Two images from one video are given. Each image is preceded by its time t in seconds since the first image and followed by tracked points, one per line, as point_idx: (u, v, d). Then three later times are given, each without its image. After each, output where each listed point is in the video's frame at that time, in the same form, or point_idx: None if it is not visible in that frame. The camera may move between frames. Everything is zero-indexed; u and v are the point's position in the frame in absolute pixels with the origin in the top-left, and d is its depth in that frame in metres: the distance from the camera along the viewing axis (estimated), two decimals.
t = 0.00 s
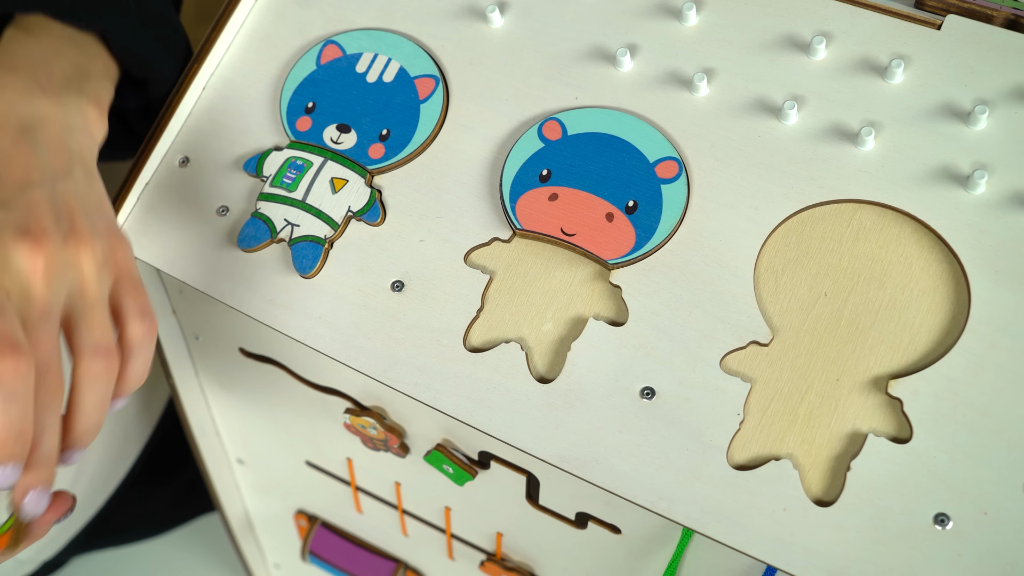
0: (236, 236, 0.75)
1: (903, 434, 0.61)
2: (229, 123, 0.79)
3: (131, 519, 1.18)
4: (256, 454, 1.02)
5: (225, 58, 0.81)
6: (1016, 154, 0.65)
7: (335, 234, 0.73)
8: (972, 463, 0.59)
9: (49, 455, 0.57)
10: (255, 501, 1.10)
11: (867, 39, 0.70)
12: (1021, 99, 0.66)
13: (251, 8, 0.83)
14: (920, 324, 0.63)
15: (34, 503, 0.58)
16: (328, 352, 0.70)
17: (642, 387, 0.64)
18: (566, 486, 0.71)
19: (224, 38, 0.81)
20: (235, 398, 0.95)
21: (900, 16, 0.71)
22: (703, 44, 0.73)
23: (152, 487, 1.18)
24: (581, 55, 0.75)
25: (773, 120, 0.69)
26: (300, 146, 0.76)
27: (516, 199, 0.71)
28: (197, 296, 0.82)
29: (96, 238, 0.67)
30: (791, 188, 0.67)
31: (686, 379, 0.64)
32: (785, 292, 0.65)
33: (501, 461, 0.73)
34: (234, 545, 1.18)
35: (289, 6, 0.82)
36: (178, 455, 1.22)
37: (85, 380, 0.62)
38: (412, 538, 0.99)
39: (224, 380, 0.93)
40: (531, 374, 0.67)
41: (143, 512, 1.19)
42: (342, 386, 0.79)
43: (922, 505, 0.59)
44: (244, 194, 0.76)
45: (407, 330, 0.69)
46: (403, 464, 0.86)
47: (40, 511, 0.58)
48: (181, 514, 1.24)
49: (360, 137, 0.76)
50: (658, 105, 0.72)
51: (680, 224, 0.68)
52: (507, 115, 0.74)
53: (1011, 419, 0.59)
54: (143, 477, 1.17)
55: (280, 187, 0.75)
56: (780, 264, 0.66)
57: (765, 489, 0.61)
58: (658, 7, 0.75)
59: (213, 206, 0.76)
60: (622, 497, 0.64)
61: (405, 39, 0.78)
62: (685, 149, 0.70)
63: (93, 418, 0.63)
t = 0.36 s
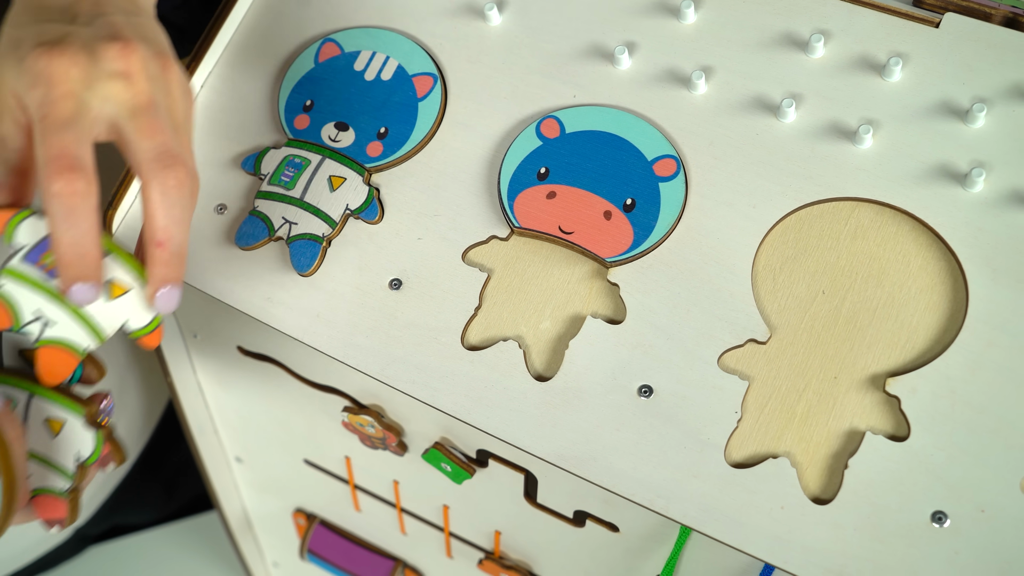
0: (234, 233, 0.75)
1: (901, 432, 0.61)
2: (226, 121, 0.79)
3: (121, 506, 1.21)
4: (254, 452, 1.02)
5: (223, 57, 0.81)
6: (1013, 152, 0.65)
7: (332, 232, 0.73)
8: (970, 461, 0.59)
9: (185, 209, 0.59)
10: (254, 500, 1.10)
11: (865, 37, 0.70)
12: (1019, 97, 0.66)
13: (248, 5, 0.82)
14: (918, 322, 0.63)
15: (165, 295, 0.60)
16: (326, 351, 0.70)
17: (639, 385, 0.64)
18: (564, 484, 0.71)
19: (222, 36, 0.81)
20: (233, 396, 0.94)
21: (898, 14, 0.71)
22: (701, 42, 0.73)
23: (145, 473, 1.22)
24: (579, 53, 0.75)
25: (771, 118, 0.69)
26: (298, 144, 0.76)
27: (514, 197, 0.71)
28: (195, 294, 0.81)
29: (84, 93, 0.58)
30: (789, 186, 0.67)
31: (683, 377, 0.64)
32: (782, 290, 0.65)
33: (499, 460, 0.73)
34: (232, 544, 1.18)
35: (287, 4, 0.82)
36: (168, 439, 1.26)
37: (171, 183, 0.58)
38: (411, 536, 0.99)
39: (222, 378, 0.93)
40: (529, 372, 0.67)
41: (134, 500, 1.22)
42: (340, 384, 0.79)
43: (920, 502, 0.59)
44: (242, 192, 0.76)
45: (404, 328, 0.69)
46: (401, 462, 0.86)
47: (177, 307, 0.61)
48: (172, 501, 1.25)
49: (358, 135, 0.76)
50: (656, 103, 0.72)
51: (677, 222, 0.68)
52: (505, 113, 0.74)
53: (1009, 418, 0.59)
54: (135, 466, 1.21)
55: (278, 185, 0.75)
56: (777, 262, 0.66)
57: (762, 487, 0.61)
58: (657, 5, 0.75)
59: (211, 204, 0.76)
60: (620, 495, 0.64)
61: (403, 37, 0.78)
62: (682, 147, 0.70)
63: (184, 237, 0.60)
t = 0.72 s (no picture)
0: (226, 234, 0.75)
1: (894, 432, 0.61)
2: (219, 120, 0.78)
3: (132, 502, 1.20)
4: (248, 452, 1.01)
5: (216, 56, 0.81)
6: (1006, 151, 0.65)
7: (325, 232, 0.72)
8: (963, 460, 0.59)
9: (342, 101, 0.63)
10: (248, 500, 1.10)
11: (857, 37, 0.70)
12: (1012, 97, 0.66)
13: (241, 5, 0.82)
14: (911, 321, 0.63)
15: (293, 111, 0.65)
16: (319, 351, 0.70)
17: (632, 385, 0.64)
18: (557, 484, 0.71)
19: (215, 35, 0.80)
20: (227, 396, 0.94)
21: (892, 13, 0.71)
22: (694, 41, 0.73)
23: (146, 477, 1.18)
24: (573, 52, 0.74)
25: (764, 118, 0.69)
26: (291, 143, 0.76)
27: (507, 197, 0.71)
28: (188, 294, 0.81)
29: None
30: (782, 186, 0.67)
31: (676, 377, 0.64)
32: (776, 290, 0.65)
33: (492, 459, 0.73)
34: (226, 544, 1.18)
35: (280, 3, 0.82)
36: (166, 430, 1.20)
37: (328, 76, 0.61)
38: (405, 536, 0.98)
39: (216, 378, 0.93)
40: (522, 372, 0.67)
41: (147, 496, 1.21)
42: (333, 384, 0.79)
43: (912, 502, 0.59)
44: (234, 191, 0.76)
45: (397, 328, 0.69)
46: (394, 461, 0.86)
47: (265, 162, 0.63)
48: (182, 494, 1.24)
49: (350, 135, 0.75)
50: (650, 102, 0.71)
51: (670, 222, 0.68)
52: (498, 112, 0.73)
53: (1002, 417, 0.59)
54: (146, 470, 1.17)
55: (270, 185, 0.75)
56: (771, 262, 0.66)
57: (755, 487, 0.61)
58: (650, 4, 0.75)
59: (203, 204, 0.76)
60: (613, 495, 0.64)
61: (396, 37, 0.78)
62: (676, 147, 0.70)
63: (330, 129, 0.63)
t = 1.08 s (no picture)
0: (226, 234, 0.74)
1: (893, 432, 0.61)
2: (219, 120, 0.78)
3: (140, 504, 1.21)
4: (248, 452, 1.01)
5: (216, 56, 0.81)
6: (1006, 152, 0.65)
7: (326, 233, 0.72)
8: (963, 461, 0.59)
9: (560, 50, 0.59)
10: (246, 500, 1.10)
11: (857, 38, 0.71)
12: (1011, 98, 0.67)
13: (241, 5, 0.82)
14: (911, 322, 0.64)
15: None
16: (319, 351, 0.70)
17: (632, 386, 0.64)
18: (557, 485, 0.71)
19: (215, 35, 0.80)
20: (226, 396, 0.94)
21: (891, 15, 0.71)
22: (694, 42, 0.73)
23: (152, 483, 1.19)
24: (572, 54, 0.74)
25: (764, 119, 0.69)
26: (291, 144, 0.76)
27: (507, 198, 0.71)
28: (187, 294, 0.81)
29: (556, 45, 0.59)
30: (782, 187, 0.67)
31: (676, 378, 0.64)
32: (776, 291, 0.66)
33: (492, 460, 0.73)
34: (225, 544, 1.18)
35: (279, 4, 0.82)
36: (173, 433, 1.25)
37: None
38: (405, 536, 0.98)
39: (216, 378, 0.92)
40: (522, 372, 0.67)
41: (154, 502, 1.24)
42: (333, 384, 0.79)
43: (911, 503, 0.59)
44: (234, 192, 0.76)
45: (397, 329, 0.69)
46: (394, 462, 0.86)
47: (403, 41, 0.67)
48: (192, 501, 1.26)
49: (350, 135, 0.75)
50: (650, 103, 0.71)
51: (670, 223, 0.68)
52: (498, 113, 0.74)
53: (1001, 418, 0.59)
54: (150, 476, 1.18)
55: (270, 185, 0.74)
56: (771, 263, 0.66)
57: (755, 488, 0.61)
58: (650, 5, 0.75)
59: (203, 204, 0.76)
60: (612, 496, 0.64)
61: (396, 38, 0.78)
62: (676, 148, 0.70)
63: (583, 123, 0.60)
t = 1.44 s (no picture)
0: (229, 234, 0.74)
1: (900, 433, 0.61)
2: (222, 120, 0.78)
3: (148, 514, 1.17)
4: (250, 453, 1.01)
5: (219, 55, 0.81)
6: (1012, 153, 0.65)
7: (329, 233, 0.72)
8: (970, 462, 0.59)
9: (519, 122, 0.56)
10: (249, 500, 1.10)
11: (863, 38, 0.70)
12: (1018, 98, 0.66)
13: (244, 4, 0.82)
14: (917, 323, 0.63)
15: None
16: (322, 352, 0.70)
17: (637, 386, 0.64)
18: (561, 486, 0.71)
19: (217, 35, 0.80)
20: (229, 397, 0.94)
21: (897, 14, 0.70)
22: (699, 41, 0.73)
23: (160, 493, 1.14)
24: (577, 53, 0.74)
25: (769, 119, 0.69)
26: (294, 144, 0.75)
27: (511, 197, 0.70)
28: (190, 294, 0.81)
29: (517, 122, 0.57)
30: (787, 187, 0.67)
31: (680, 378, 0.64)
32: (781, 291, 0.65)
33: (496, 461, 0.73)
34: (227, 545, 1.18)
35: (283, 3, 0.82)
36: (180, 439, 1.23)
37: None
38: (408, 537, 0.98)
39: (219, 379, 0.92)
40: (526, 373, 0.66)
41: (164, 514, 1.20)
42: (336, 385, 0.79)
43: (918, 505, 0.59)
44: (237, 192, 0.76)
45: (401, 329, 0.69)
46: (397, 463, 0.86)
47: None
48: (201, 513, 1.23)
49: (353, 135, 0.75)
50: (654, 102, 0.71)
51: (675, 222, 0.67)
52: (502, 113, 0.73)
53: (1007, 419, 0.59)
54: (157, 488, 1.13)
55: (274, 185, 0.74)
56: (776, 264, 0.66)
57: (761, 489, 0.61)
58: (654, 4, 0.75)
59: (206, 204, 0.76)
60: (618, 497, 0.63)
61: (400, 37, 0.78)
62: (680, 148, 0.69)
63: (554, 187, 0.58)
